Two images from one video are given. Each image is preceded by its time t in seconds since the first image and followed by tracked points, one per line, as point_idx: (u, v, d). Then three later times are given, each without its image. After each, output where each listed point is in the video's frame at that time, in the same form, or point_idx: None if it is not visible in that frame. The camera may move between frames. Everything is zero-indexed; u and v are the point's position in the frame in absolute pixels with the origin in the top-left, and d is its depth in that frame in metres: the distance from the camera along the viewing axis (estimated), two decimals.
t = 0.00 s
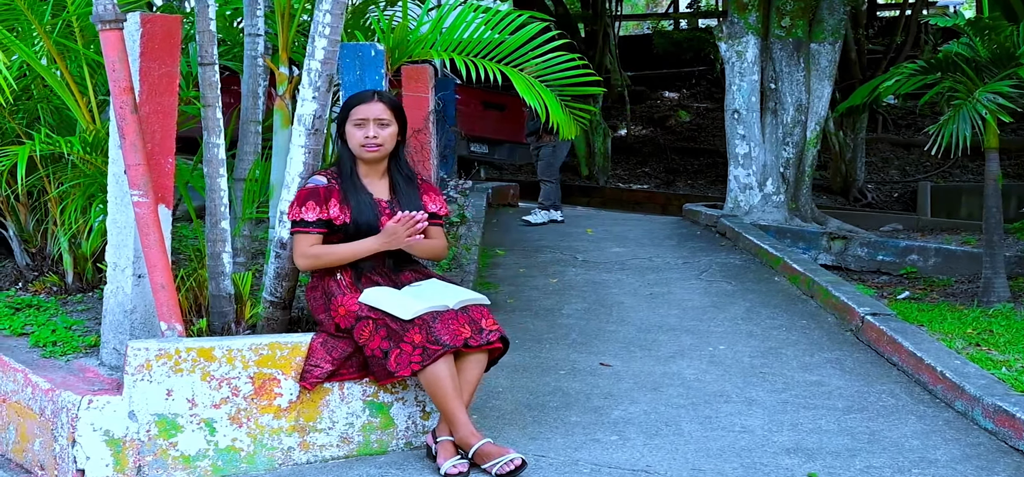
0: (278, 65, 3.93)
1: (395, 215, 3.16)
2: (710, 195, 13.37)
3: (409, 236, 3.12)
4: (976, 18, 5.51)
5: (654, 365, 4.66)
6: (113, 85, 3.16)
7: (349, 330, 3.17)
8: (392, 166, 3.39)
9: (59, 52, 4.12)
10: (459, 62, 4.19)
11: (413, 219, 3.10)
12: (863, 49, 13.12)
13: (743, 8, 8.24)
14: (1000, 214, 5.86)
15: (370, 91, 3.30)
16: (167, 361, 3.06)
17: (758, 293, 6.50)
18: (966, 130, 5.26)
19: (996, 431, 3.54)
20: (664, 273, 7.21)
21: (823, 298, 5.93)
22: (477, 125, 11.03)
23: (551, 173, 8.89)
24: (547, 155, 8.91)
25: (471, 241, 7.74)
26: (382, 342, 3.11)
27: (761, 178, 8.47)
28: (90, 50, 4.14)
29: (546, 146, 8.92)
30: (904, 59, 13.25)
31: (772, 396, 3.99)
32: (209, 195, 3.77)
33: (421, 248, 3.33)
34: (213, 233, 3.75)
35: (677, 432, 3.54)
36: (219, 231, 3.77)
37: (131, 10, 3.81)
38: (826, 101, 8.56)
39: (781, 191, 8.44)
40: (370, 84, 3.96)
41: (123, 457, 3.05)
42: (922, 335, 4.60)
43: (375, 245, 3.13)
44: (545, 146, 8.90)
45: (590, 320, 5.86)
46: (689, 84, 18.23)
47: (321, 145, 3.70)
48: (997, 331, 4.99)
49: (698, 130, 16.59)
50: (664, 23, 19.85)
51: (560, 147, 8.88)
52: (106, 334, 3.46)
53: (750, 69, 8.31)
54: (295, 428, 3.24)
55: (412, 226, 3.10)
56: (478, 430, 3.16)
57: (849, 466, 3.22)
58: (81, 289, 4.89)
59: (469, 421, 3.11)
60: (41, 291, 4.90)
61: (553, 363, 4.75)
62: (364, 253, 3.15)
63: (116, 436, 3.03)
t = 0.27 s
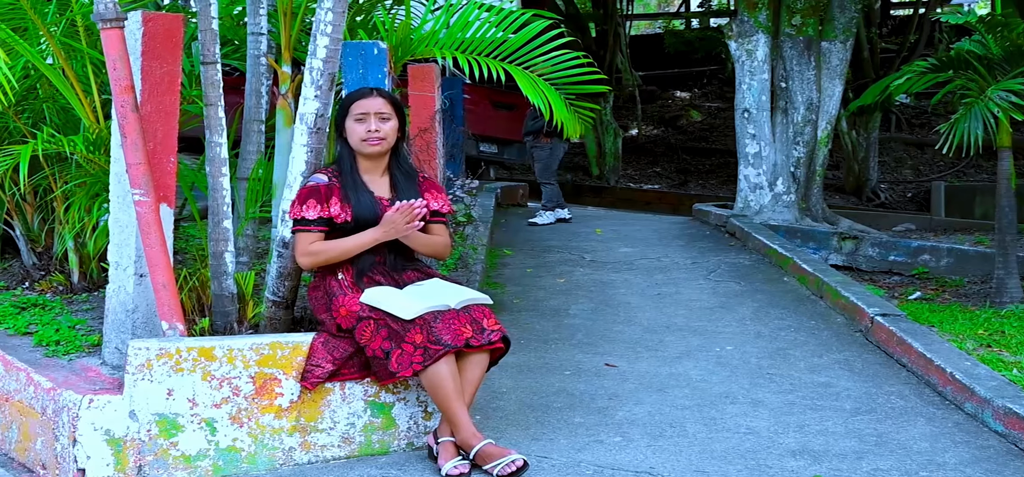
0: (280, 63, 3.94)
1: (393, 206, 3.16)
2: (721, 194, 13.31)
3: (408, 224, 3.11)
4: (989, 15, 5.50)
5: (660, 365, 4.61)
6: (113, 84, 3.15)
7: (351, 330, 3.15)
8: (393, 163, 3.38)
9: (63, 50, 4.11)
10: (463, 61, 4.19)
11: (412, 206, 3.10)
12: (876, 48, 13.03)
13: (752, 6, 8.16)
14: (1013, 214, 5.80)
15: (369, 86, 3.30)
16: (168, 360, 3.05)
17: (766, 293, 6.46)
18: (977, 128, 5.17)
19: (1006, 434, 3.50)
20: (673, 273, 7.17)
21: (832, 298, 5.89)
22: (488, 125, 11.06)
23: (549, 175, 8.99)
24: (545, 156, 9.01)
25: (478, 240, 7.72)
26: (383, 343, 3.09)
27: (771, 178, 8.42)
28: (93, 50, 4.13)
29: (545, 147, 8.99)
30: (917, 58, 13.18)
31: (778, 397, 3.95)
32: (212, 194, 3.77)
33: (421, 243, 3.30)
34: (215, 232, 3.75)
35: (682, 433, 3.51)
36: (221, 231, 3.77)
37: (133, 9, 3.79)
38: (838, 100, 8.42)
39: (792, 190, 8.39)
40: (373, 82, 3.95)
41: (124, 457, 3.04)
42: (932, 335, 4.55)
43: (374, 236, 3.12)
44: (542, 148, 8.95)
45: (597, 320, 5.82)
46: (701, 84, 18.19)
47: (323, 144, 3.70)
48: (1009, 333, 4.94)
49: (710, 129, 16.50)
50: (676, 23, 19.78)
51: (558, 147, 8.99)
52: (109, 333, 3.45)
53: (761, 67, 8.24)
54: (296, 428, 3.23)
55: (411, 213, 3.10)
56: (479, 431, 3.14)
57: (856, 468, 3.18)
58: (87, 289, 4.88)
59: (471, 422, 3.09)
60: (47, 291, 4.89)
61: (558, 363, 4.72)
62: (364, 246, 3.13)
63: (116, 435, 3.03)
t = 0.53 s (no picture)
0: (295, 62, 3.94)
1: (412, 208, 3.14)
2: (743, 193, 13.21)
3: (424, 229, 3.08)
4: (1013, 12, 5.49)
5: (676, 365, 4.57)
6: (127, 82, 3.16)
7: (364, 328, 3.14)
8: (416, 164, 3.36)
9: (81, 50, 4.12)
10: (477, 59, 4.16)
11: (430, 212, 3.06)
12: (900, 46, 12.90)
13: (774, 4, 8.11)
14: None
15: (399, 87, 3.26)
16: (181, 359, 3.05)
17: (786, 293, 6.40)
18: (1001, 126, 5.08)
19: None
20: (691, 273, 7.12)
21: (852, 298, 5.82)
22: (508, 125, 11.11)
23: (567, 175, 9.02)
24: (559, 155, 9.10)
25: (496, 240, 7.69)
26: (396, 341, 3.08)
27: (792, 177, 8.33)
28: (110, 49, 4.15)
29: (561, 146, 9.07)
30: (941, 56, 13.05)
31: (796, 398, 3.90)
32: (226, 192, 3.78)
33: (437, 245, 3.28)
34: (230, 231, 3.75)
35: (697, 434, 3.47)
36: (236, 229, 3.77)
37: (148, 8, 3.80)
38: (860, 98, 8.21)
39: (813, 189, 8.31)
40: (388, 81, 3.95)
41: (138, 454, 3.05)
42: (953, 336, 4.49)
43: (389, 238, 3.10)
44: (559, 148, 9.06)
45: (614, 320, 5.79)
46: (723, 83, 18.10)
47: (338, 142, 3.70)
48: None
49: (732, 129, 16.37)
50: (698, 21, 19.67)
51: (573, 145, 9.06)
52: (124, 331, 3.46)
53: (782, 66, 8.16)
54: (309, 427, 3.22)
55: (428, 219, 3.06)
56: (492, 431, 3.12)
57: (873, 470, 3.14)
58: (105, 287, 4.91)
59: (484, 421, 3.07)
60: (66, 290, 4.92)
61: (574, 363, 4.69)
62: (379, 246, 3.12)
63: (130, 433, 3.03)
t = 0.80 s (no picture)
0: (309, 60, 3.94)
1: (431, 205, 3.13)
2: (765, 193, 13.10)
3: (442, 224, 3.07)
4: None
5: (693, 365, 4.52)
6: (140, 80, 3.16)
7: (376, 326, 3.13)
8: (436, 161, 3.33)
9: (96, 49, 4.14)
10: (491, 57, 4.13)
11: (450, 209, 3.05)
12: (926, 44, 12.75)
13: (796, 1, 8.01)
14: None
15: (422, 83, 3.23)
16: (192, 357, 3.05)
17: (806, 293, 6.34)
18: None
19: None
20: (711, 273, 7.06)
21: (872, 298, 5.75)
22: (529, 124, 11.21)
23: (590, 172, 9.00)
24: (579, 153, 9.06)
25: (515, 239, 7.67)
26: (408, 339, 3.06)
27: (814, 176, 8.25)
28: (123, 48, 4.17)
29: (579, 144, 9.04)
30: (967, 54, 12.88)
31: (812, 398, 3.85)
32: (240, 191, 3.78)
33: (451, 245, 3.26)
34: (243, 229, 3.75)
35: (711, 434, 3.43)
36: (249, 228, 3.77)
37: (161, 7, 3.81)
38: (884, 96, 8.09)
39: (835, 189, 8.22)
40: (401, 79, 3.94)
41: (149, 452, 3.05)
42: (973, 336, 4.42)
43: (407, 234, 3.09)
44: (580, 146, 9.02)
45: (632, 320, 5.75)
46: (747, 82, 17.99)
47: (350, 140, 3.68)
48: None
49: (756, 128, 16.24)
50: (722, 20, 19.54)
51: (592, 143, 9.02)
52: (137, 329, 3.47)
53: (804, 64, 8.11)
54: (320, 425, 3.21)
55: (445, 215, 3.05)
56: (504, 430, 3.09)
57: (888, 472, 3.09)
58: (122, 286, 4.94)
59: (495, 420, 3.04)
60: (83, 288, 4.96)
61: (590, 363, 4.66)
62: (397, 242, 3.10)
63: (142, 431, 3.04)
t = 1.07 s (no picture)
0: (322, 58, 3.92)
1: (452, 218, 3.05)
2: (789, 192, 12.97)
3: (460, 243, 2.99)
4: None
5: (710, 366, 4.47)
6: (151, 80, 3.16)
7: (386, 325, 3.11)
8: (451, 161, 3.30)
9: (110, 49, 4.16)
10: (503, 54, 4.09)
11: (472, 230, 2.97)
12: (954, 42, 12.58)
13: None
14: None
15: (438, 83, 3.20)
16: (203, 356, 3.04)
17: (828, 292, 6.26)
18: None
19: None
20: (731, 272, 6.99)
21: (894, 299, 5.67)
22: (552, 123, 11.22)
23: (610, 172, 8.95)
24: (599, 153, 9.00)
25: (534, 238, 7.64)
26: (418, 338, 3.03)
27: (838, 175, 8.13)
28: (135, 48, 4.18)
29: (599, 143, 8.98)
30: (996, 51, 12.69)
31: (829, 399, 3.79)
32: (253, 189, 3.77)
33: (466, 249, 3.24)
34: (256, 228, 3.75)
35: (725, 435, 3.39)
36: (262, 226, 3.77)
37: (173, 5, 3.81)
38: (908, 95, 8.00)
39: (860, 188, 8.10)
40: (414, 77, 3.93)
41: (159, 451, 3.05)
42: (995, 336, 4.34)
43: (423, 244, 3.06)
44: (600, 145, 8.96)
45: (650, 320, 5.71)
46: (773, 81, 17.85)
47: (363, 139, 3.67)
48: None
49: (782, 127, 16.08)
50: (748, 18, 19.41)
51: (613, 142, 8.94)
52: (149, 328, 3.48)
53: (828, 62, 7.99)
54: (330, 425, 3.20)
55: (465, 235, 2.97)
56: (514, 431, 3.06)
57: (904, 474, 3.03)
58: (139, 285, 4.96)
59: (505, 420, 3.02)
60: (101, 287, 4.98)
61: (606, 362, 4.62)
62: (411, 250, 3.08)
63: (152, 430, 3.04)
